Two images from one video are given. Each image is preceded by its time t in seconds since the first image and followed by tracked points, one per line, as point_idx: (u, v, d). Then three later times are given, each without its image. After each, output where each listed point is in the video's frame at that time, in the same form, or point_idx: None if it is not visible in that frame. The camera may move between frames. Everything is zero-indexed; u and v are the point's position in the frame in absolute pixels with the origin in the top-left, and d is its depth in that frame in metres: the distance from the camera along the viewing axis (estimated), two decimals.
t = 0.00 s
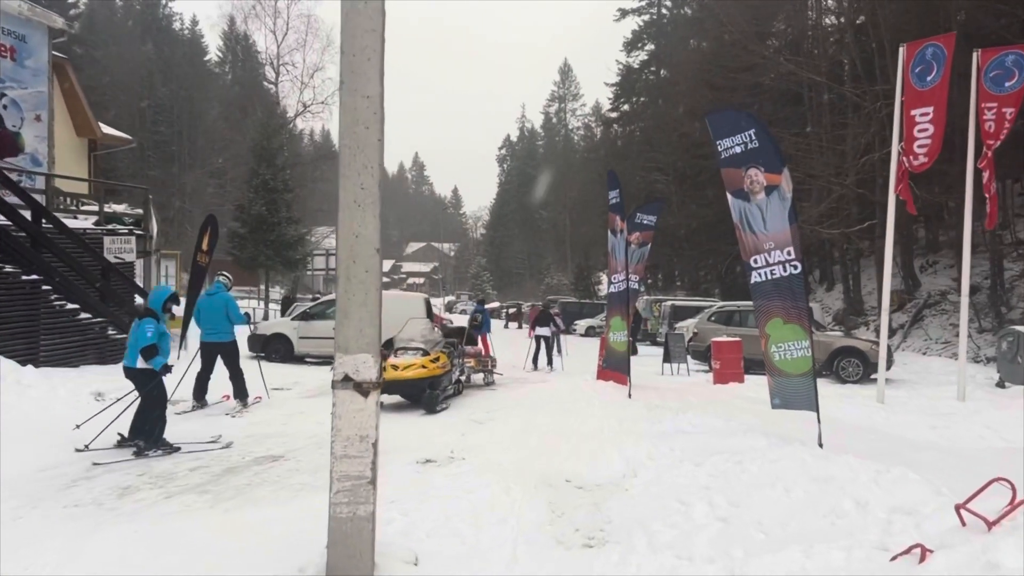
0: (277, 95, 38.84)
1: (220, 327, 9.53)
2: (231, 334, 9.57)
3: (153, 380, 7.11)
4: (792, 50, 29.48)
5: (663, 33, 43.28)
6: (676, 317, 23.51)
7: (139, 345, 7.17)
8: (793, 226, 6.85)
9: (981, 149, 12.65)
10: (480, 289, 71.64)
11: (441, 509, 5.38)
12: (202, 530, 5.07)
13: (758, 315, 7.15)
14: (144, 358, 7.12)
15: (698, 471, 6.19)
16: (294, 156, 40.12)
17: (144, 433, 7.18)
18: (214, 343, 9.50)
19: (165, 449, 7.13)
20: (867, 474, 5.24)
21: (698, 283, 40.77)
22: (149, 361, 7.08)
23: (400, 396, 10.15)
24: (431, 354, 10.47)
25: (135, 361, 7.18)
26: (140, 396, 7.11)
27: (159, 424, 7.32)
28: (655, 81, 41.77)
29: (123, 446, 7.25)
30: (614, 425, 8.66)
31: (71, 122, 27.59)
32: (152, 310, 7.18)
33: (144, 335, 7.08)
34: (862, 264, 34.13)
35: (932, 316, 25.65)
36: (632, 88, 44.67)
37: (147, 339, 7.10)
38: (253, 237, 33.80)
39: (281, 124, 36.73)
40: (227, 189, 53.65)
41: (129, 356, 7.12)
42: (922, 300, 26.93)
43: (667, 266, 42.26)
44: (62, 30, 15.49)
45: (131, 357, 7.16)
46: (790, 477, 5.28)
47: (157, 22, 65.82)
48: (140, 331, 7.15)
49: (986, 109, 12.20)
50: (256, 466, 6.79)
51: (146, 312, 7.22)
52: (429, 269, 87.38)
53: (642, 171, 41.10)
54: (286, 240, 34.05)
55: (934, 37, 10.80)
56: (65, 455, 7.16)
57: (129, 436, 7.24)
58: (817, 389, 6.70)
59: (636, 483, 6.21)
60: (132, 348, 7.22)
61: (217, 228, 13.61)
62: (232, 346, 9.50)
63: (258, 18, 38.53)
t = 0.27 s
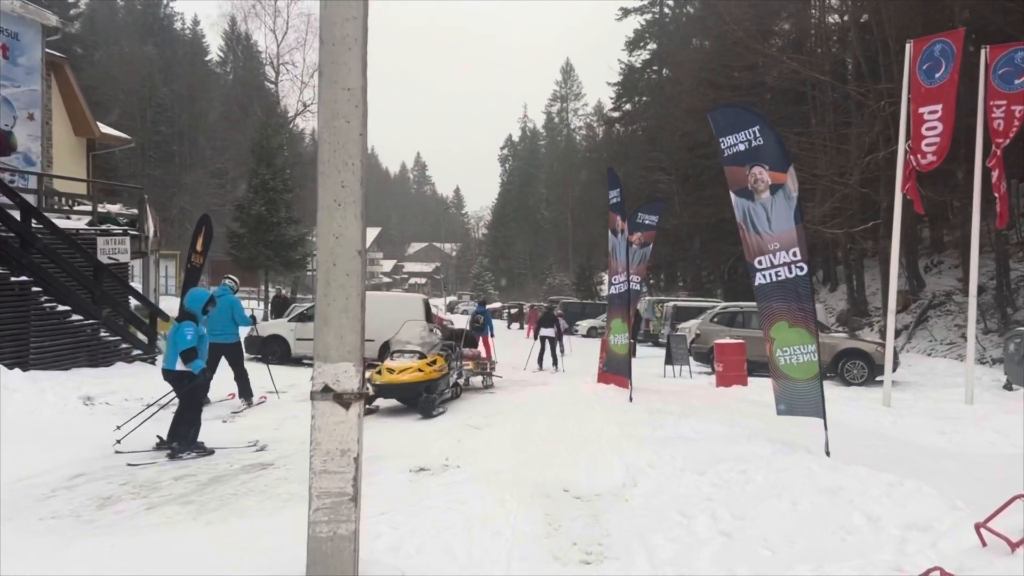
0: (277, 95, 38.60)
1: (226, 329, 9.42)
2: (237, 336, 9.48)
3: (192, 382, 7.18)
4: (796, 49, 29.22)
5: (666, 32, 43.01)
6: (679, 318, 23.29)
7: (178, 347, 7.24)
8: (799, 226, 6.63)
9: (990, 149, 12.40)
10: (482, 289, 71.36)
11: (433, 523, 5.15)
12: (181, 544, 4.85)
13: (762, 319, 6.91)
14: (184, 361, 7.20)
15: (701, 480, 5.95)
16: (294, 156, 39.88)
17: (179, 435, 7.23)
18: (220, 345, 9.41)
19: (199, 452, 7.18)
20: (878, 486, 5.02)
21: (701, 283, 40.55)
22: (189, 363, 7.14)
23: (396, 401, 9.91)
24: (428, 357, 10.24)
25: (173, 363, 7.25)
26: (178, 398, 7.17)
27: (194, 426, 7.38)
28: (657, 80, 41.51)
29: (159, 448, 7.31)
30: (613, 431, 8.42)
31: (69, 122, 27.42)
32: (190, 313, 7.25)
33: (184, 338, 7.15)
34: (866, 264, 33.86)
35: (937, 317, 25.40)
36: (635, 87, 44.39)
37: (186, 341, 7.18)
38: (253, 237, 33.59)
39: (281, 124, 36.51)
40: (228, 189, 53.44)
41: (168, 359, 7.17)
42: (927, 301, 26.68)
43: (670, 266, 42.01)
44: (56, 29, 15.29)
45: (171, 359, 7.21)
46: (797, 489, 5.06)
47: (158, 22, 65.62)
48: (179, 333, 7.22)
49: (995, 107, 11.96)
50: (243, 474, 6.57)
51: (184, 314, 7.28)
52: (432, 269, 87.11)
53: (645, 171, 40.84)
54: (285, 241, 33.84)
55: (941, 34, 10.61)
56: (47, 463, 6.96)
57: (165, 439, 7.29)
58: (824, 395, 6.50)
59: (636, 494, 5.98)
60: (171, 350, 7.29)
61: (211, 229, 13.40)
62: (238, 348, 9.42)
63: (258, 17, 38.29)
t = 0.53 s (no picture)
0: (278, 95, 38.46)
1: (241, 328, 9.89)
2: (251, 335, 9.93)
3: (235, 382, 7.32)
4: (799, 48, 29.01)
5: (668, 32, 42.85)
6: (682, 319, 23.09)
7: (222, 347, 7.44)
8: (812, 224, 6.40)
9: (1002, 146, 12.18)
10: (484, 289, 71.24)
11: (433, 532, 4.94)
12: (170, 554, 4.65)
13: (773, 320, 6.70)
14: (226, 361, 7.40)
15: (711, 488, 5.73)
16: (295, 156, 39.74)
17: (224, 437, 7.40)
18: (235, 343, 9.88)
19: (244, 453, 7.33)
20: (899, 496, 4.84)
21: (703, 284, 40.34)
22: (233, 363, 7.30)
23: (395, 403, 9.68)
24: (428, 359, 10.02)
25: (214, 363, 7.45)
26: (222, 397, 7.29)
27: (236, 427, 7.51)
28: (659, 80, 41.34)
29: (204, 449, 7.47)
30: (618, 436, 8.16)
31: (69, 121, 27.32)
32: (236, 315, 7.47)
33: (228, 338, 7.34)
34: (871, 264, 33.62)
35: (943, 317, 25.16)
36: (638, 87, 44.22)
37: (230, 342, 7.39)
38: (253, 237, 33.46)
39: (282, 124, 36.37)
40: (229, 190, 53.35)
41: (212, 359, 7.32)
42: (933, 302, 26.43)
43: (672, 266, 41.83)
44: (52, 26, 15.13)
45: (214, 360, 7.34)
46: (812, 497, 4.90)
47: (160, 22, 65.57)
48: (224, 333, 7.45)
49: (1008, 104, 11.73)
50: (235, 481, 6.35)
51: (229, 317, 7.49)
52: (434, 269, 87.04)
53: (647, 171, 40.66)
54: (286, 241, 33.70)
55: (953, 30, 10.41)
56: (35, 467, 6.77)
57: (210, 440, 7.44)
58: (837, 398, 6.29)
59: (644, 502, 5.74)
60: (213, 351, 7.45)
61: (209, 229, 13.22)
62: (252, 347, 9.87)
63: (259, 17, 38.15)
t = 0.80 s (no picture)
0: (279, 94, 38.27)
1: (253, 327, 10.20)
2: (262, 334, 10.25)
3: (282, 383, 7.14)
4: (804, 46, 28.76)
5: (672, 30, 42.61)
6: (687, 319, 22.87)
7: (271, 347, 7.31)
8: (828, 221, 6.17)
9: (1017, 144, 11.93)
10: (486, 289, 71.03)
11: (440, 541, 4.74)
12: (162, 565, 4.43)
13: (787, 319, 6.47)
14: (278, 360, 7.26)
15: (725, 495, 5.51)
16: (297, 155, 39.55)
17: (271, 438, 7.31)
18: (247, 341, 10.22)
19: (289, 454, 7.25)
20: (926, 507, 4.73)
21: (707, 284, 40.11)
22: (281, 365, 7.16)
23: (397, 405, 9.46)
24: (431, 360, 9.80)
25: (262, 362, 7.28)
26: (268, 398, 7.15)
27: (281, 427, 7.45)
28: (663, 79, 41.11)
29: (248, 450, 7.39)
30: (626, 440, 7.92)
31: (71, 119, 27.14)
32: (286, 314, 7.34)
33: (281, 337, 7.21)
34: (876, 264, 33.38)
35: (950, 318, 24.90)
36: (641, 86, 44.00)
37: (282, 341, 7.27)
38: (255, 236, 33.27)
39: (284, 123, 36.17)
40: (231, 189, 53.21)
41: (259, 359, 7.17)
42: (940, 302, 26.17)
43: (676, 266, 41.61)
44: (50, 21, 14.92)
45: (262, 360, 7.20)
46: (834, 507, 4.76)
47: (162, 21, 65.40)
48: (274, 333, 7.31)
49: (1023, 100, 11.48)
50: (232, 486, 6.11)
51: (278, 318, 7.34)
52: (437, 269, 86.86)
53: (651, 170, 40.43)
54: (288, 240, 33.50)
55: (969, 25, 10.19)
56: (25, 470, 6.54)
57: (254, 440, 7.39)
58: (855, 399, 6.06)
59: (656, 509, 5.52)
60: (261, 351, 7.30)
61: (207, 227, 12.99)
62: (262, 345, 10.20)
63: (260, 15, 37.95)
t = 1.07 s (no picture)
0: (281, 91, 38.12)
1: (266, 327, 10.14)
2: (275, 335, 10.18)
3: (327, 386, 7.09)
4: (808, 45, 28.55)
5: (674, 30, 42.41)
6: (690, 320, 22.65)
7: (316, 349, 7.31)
8: (843, 220, 5.97)
9: None
10: (487, 289, 70.69)
11: (439, 557, 4.50)
12: None
13: (800, 322, 6.23)
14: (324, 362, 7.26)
15: (737, 506, 5.27)
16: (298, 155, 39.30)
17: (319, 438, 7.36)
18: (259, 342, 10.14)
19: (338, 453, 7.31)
20: (954, 521, 4.57)
21: (710, 284, 39.88)
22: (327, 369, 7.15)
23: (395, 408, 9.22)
24: (430, 362, 9.57)
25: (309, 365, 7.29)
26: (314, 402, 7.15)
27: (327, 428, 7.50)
28: (666, 79, 40.89)
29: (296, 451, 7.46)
30: (630, 445, 7.69)
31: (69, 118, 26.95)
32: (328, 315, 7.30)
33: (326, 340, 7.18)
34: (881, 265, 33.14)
35: (956, 318, 24.67)
36: (643, 86, 43.83)
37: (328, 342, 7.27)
38: (255, 236, 33.05)
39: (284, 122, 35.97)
40: (231, 188, 52.95)
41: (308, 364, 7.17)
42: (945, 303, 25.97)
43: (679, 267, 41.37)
44: (45, 18, 14.72)
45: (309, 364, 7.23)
46: (855, 520, 4.60)
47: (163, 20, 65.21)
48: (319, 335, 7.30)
49: None
50: (224, 495, 5.90)
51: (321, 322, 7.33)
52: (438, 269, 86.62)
53: (653, 170, 40.19)
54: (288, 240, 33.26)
55: (983, 21, 9.99)
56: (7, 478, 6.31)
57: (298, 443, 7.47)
58: (872, 407, 5.83)
59: (664, 521, 5.28)
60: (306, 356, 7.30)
61: (203, 226, 12.78)
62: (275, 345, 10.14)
63: (260, 14, 37.75)
